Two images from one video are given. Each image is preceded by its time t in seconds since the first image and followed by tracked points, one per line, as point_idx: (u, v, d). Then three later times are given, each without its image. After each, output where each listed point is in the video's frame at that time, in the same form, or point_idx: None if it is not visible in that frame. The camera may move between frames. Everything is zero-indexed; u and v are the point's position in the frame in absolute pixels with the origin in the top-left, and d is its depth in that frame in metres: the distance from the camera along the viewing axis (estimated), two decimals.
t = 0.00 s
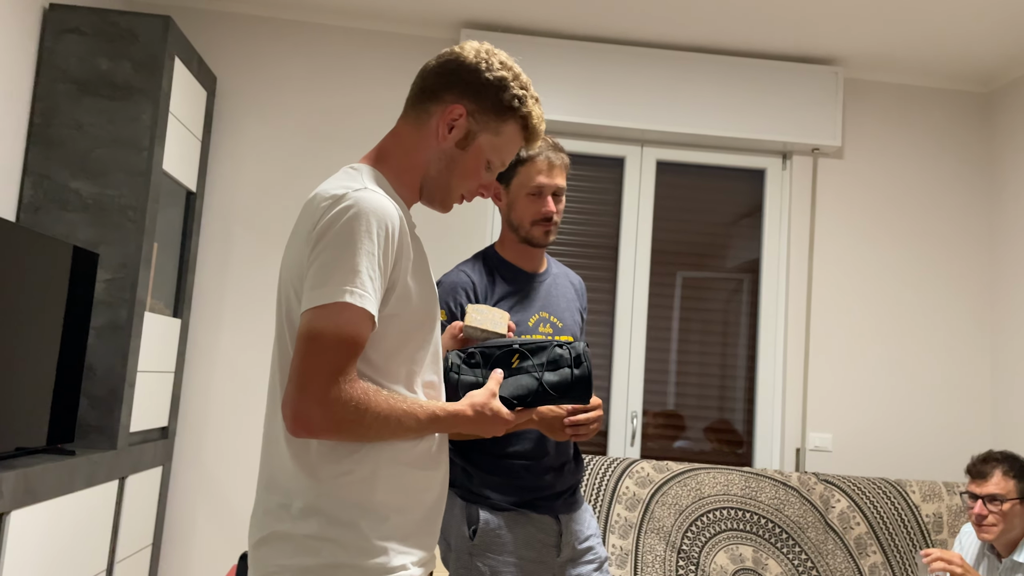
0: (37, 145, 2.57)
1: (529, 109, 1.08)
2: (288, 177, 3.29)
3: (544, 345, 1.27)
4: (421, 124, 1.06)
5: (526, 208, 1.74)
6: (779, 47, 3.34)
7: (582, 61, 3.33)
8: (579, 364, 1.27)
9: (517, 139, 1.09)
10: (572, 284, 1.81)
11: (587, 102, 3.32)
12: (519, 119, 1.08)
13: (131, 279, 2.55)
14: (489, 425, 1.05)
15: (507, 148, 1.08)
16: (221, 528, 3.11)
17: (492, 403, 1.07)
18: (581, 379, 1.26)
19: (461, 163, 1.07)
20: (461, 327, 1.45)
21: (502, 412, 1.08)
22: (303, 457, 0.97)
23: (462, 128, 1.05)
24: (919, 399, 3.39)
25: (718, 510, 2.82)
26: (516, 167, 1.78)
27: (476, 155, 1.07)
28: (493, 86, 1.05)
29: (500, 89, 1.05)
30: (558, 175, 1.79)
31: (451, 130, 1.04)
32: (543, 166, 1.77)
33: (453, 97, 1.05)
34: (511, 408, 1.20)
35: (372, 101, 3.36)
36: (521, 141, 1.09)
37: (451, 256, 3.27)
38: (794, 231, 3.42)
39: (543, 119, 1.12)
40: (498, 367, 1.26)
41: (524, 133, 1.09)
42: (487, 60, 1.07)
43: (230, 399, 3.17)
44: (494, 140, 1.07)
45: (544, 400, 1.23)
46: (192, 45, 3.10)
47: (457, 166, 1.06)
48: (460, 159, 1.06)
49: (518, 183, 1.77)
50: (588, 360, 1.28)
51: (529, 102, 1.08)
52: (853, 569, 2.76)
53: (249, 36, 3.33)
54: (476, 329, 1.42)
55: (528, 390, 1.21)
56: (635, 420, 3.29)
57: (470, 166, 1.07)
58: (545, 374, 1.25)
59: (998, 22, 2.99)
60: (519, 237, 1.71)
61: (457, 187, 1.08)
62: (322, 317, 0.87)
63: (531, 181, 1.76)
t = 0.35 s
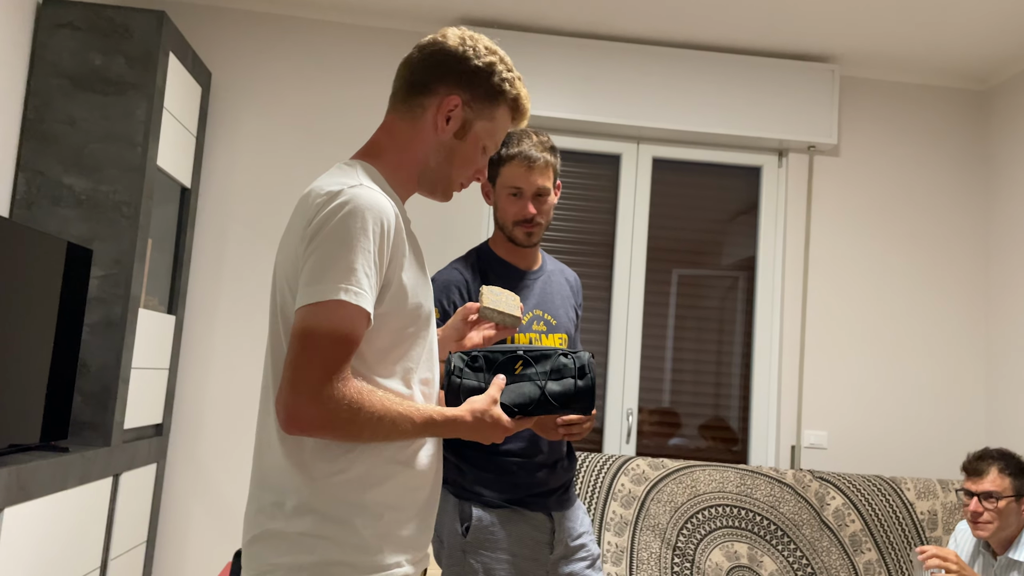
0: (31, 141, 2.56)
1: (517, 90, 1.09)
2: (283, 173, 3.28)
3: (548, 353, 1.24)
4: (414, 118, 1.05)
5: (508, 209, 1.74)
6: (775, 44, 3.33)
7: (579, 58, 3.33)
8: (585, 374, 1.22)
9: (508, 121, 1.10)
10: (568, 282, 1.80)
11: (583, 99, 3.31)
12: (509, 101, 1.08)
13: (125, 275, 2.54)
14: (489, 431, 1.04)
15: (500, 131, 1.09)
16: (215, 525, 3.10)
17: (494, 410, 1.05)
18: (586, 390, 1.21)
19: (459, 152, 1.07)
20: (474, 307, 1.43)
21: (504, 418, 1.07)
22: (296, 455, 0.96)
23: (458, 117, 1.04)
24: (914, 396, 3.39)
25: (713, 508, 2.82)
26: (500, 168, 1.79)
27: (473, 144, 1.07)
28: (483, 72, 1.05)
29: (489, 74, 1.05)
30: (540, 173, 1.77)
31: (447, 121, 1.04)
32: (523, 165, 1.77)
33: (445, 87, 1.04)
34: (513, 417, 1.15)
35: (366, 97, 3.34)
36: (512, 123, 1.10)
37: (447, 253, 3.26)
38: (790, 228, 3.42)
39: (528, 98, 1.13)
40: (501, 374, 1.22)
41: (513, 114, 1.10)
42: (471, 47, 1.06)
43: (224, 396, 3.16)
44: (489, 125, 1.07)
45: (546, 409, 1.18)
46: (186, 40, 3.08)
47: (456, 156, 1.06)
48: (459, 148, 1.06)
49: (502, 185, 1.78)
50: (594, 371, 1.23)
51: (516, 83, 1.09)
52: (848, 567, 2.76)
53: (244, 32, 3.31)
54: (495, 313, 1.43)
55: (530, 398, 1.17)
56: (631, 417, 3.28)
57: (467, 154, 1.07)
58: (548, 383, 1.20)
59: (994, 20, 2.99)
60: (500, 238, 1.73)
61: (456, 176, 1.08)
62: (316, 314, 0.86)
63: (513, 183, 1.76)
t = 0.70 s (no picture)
0: (26, 137, 2.55)
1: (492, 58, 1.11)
2: (280, 169, 3.27)
3: (556, 397, 1.23)
4: (412, 113, 1.04)
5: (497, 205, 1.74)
6: (772, 41, 3.33)
7: (576, 54, 3.33)
8: (591, 418, 1.21)
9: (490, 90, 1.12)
10: (564, 276, 1.79)
11: (580, 96, 3.31)
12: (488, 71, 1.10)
13: (121, 271, 2.53)
14: (478, 463, 1.00)
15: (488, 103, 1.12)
16: (212, 522, 3.10)
17: (487, 441, 1.01)
18: (590, 436, 1.19)
19: (461, 135, 1.09)
20: (490, 294, 1.44)
21: (496, 453, 1.03)
22: (292, 449, 0.96)
23: (456, 104, 1.06)
24: (910, 392, 3.40)
25: (710, 504, 2.82)
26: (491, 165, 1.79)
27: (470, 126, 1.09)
28: (467, 55, 1.05)
29: (470, 52, 1.06)
30: (530, 168, 1.76)
31: (448, 111, 1.05)
32: (513, 161, 1.76)
33: (438, 78, 1.03)
34: (509, 453, 1.09)
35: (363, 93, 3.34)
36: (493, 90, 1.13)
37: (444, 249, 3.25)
38: (787, 225, 3.42)
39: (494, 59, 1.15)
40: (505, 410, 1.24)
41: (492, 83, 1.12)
42: (446, 29, 1.05)
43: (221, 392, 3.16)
44: (480, 103, 1.09)
45: (546, 449, 1.13)
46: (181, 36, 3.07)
47: (458, 141, 1.09)
48: (460, 133, 1.09)
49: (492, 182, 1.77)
50: (600, 418, 1.21)
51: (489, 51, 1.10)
52: (844, 563, 2.77)
53: (240, 27, 3.30)
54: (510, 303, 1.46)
55: (533, 434, 1.13)
56: (628, 414, 3.29)
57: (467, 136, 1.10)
58: (551, 424, 1.18)
59: (991, 17, 2.99)
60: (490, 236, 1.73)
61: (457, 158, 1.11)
62: (305, 309, 0.86)
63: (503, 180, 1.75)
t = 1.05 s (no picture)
0: (21, 132, 2.54)
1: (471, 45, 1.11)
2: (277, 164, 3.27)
3: (551, 413, 1.22)
4: (408, 106, 1.04)
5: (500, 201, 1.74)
6: (770, 36, 3.33)
7: (572, 49, 3.32)
8: (581, 440, 1.20)
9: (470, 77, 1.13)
10: (564, 270, 1.79)
11: (576, 91, 3.31)
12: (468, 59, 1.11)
13: (117, 266, 2.53)
14: (459, 471, 0.99)
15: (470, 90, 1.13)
16: (209, 517, 3.10)
17: (471, 449, 1.00)
18: (577, 458, 1.19)
19: (453, 124, 1.10)
20: (473, 281, 1.53)
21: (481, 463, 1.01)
22: (291, 442, 0.95)
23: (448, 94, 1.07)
24: (906, 388, 3.41)
25: (706, 499, 2.83)
26: (498, 160, 1.78)
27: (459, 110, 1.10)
28: (452, 43, 1.06)
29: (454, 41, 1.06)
30: (538, 168, 1.76)
31: (442, 100, 1.06)
32: (522, 160, 1.75)
33: (431, 70, 1.04)
34: (494, 463, 1.09)
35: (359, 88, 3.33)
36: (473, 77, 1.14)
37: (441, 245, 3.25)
38: (783, 221, 3.43)
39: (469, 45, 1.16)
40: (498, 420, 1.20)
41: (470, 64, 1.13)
42: (429, 18, 1.05)
43: (217, 388, 3.16)
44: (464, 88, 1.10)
45: (532, 465, 1.13)
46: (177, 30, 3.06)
47: (450, 129, 1.10)
48: (452, 122, 1.09)
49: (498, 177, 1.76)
50: (589, 440, 1.21)
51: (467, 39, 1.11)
52: (839, 557, 2.78)
53: (236, 22, 3.29)
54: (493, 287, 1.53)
55: (521, 447, 1.12)
56: (624, 409, 3.29)
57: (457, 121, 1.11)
58: (540, 441, 1.17)
59: (987, 12, 3.00)
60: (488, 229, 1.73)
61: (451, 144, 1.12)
62: (295, 297, 0.86)
63: (509, 177, 1.75)
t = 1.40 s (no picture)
0: (25, 124, 2.53)
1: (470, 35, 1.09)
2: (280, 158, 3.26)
3: (558, 406, 1.21)
4: (402, 101, 1.04)
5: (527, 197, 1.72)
6: (777, 33, 3.31)
7: (578, 45, 3.31)
8: (588, 431, 1.19)
9: (475, 67, 1.10)
10: (576, 271, 1.79)
11: (581, 87, 3.29)
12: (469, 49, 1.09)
13: (120, 260, 2.52)
14: (469, 462, 0.99)
15: (475, 79, 1.09)
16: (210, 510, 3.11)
17: (481, 441, 1.00)
18: (585, 449, 1.17)
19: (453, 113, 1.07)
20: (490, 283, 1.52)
21: (490, 454, 1.01)
22: (291, 437, 0.95)
23: (440, 82, 1.05)
24: (910, 388, 3.40)
25: (707, 497, 2.82)
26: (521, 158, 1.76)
27: (462, 101, 1.07)
28: (443, 35, 1.05)
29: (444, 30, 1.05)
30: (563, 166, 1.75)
31: (433, 91, 1.04)
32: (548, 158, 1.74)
33: (418, 61, 1.03)
34: (502, 456, 1.07)
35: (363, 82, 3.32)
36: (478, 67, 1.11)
37: (444, 240, 3.24)
38: (788, 219, 3.41)
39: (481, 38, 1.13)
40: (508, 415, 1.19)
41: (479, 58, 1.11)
42: (421, 14, 1.05)
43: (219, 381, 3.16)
44: (467, 78, 1.08)
45: (540, 457, 1.11)
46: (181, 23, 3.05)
47: (452, 120, 1.07)
48: (452, 111, 1.06)
49: (523, 174, 1.74)
50: (598, 432, 1.19)
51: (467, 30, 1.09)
52: (840, 557, 2.77)
53: (241, 15, 3.29)
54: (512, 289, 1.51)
55: (528, 438, 1.10)
56: (627, 406, 3.29)
57: (464, 113, 1.08)
58: (548, 432, 1.16)
59: (996, 11, 2.97)
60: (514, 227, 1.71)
61: (461, 137, 1.09)
62: (307, 287, 0.86)
63: (537, 175, 1.73)
